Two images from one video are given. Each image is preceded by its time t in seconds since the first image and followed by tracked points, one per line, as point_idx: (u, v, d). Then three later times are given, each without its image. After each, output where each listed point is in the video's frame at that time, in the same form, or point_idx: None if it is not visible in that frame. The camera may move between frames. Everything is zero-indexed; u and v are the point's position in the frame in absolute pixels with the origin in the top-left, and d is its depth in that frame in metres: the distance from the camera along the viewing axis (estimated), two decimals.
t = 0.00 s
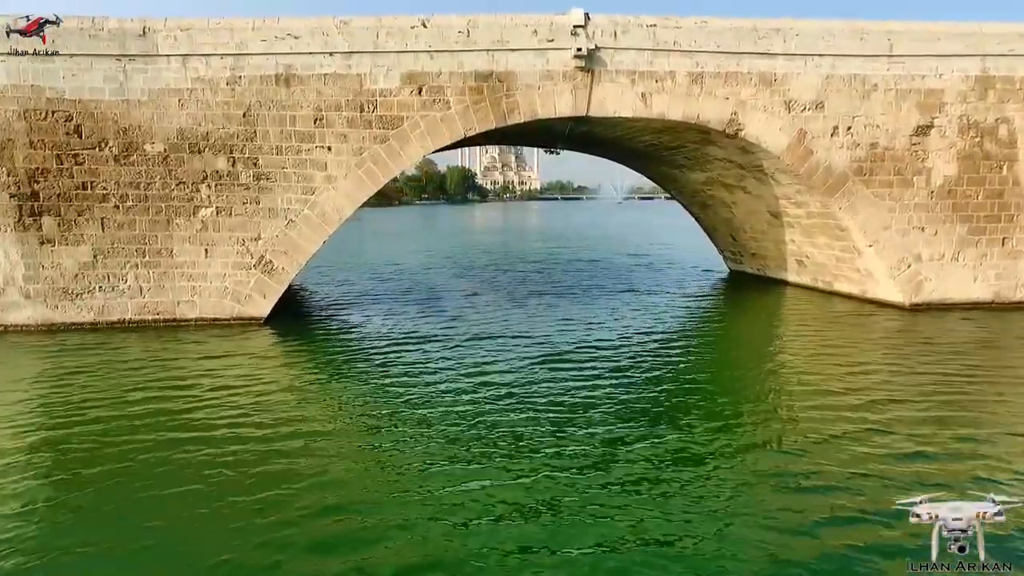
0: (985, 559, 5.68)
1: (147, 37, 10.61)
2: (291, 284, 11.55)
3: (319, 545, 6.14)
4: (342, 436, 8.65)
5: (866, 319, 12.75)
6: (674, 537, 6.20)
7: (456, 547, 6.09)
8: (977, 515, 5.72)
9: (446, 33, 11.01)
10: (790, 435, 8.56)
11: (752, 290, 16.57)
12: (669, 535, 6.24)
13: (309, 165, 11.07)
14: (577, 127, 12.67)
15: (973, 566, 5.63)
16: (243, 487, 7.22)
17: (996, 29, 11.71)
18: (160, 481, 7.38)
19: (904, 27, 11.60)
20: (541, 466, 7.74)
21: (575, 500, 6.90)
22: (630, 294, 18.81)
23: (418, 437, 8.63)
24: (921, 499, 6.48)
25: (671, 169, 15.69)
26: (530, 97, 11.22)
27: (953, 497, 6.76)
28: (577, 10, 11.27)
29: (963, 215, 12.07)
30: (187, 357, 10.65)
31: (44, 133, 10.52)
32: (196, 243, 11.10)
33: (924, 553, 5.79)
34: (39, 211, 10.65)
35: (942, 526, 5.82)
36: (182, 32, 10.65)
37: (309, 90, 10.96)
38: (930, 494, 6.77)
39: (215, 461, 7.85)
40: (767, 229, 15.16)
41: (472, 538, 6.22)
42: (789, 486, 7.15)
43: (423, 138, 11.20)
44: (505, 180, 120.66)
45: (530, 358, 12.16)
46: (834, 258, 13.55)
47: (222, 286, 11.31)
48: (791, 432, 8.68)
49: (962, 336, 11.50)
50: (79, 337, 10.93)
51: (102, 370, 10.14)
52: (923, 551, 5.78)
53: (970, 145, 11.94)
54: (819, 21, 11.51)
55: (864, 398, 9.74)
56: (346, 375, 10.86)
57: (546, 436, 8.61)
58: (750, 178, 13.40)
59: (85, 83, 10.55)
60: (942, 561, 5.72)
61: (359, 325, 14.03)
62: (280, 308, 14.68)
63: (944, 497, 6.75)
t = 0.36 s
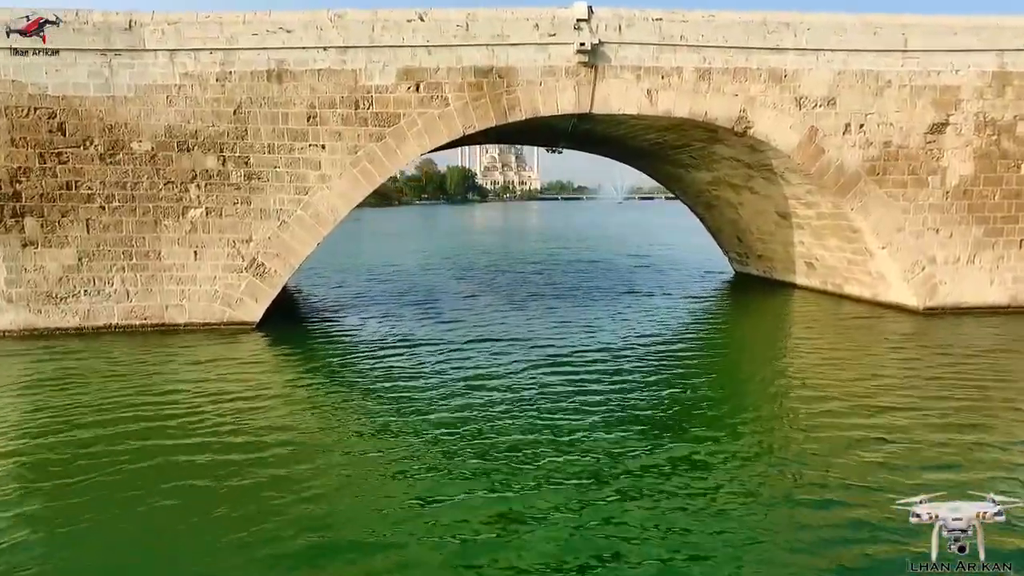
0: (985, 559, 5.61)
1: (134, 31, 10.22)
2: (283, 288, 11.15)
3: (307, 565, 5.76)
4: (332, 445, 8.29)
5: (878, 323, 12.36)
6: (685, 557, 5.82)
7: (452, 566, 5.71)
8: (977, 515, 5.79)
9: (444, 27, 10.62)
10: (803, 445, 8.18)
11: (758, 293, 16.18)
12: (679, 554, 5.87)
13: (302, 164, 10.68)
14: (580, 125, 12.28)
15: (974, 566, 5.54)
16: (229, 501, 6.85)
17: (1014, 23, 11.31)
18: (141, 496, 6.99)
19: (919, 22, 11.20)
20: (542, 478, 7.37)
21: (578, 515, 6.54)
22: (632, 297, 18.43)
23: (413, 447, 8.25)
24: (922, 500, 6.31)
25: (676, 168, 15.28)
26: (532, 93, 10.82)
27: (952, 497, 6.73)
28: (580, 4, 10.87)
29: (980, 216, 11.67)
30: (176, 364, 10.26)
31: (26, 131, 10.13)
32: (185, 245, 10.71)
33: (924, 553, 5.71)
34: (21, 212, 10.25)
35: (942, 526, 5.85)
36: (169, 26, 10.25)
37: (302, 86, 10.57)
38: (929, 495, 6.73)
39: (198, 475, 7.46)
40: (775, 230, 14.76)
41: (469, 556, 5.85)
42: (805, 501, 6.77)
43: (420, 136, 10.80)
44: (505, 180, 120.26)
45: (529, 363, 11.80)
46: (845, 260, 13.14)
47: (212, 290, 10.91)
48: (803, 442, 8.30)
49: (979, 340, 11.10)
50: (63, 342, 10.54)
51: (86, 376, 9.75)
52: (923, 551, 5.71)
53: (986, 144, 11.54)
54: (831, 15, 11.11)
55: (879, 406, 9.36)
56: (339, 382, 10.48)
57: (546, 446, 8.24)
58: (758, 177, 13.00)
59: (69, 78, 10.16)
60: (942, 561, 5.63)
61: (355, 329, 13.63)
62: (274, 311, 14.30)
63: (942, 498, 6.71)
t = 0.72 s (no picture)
0: (985, 558, 5.65)
1: (119, 25, 9.81)
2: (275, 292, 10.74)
3: None
4: (325, 457, 7.89)
5: (891, 327, 11.95)
6: None
7: None
8: (976, 515, 5.99)
9: (442, 20, 10.20)
10: (819, 458, 7.78)
11: (765, 296, 15.76)
12: None
13: (294, 163, 10.28)
14: (583, 123, 11.86)
15: (974, 565, 5.60)
16: (214, 520, 6.47)
17: None
18: (120, 513, 6.60)
19: (936, 14, 10.78)
20: (545, 494, 6.97)
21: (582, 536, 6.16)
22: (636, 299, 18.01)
23: (408, 459, 7.85)
24: (922, 500, 6.47)
25: (681, 167, 14.86)
26: (534, 89, 10.41)
27: (951, 497, 6.77)
28: None
29: (998, 217, 11.27)
30: (162, 371, 9.84)
31: (6, 128, 9.72)
32: (173, 247, 10.30)
33: (923, 553, 5.78)
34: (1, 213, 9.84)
35: (942, 526, 6.03)
36: (156, 19, 9.84)
37: (294, 81, 10.16)
38: (929, 495, 6.77)
39: (181, 490, 7.06)
40: (783, 231, 14.33)
41: None
42: (825, 520, 6.37)
43: (418, 133, 10.38)
44: (505, 180, 119.78)
45: (530, 369, 11.40)
46: (857, 262, 12.73)
47: (200, 294, 10.49)
48: (818, 454, 7.89)
49: (998, 345, 10.69)
50: (45, 348, 10.12)
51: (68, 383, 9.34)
52: (922, 551, 5.76)
53: (1005, 142, 11.13)
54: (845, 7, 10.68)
55: (896, 415, 8.96)
56: (332, 389, 10.08)
57: (549, 458, 7.84)
58: (767, 176, 12.59)
59: (51, 73, 9.75)
60: (941, 561, 5.69)
61: (350, 334, 13.21)
62: (266, 314, 13.86)
63: (942, 497, 6.75)
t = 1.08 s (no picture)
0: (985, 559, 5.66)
1: (102, 17, 9.40)
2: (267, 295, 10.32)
3: None
4: (316, 470, 7.49)
5: (906, 331, 11.54)
6: None
7: None
8: (977, 515, 5.82)
9: (440, 13, 9.79)
10: (835, 470, 7.40)
11: (773, 299, 15.34)
12: None
13: (286, 162, 9.87)
14: (586, 119, 11.44)
15: (974, 567, 5.61)
16: (195, 539, 6.07)
17: None
18: (96, 531, 6.20)
19: (954, 7, 10.36)
20: (547, 511, 6.59)
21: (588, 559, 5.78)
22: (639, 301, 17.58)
23: (403, 473, 7.46)
24: (922, 500, 6.38)
25: (687, 166, 14.44)
26: (536, 84, 9.99)
27: (951, 496, 6.73)
28: None
29: (1017, 217, 10.86)
30: (147, 378, 9.44)
31: None
32: (160, 249, 9.89)
33: (924, 552, 5.77)
34: None
35: (942, 525, 5.92)
36: (140, 11, 9.43)
37: (285, 76, 9.75)
38: (930, 494, 6.73)
39: (162, 506, 6.66)
40: (792, 231, 13.91)
41: None
42: (848, 542, 5.96)
43: (415, 131, 9.96)
44: (505, 180, 119.35)
45: (530, 375, 11.01)
46: (869, 264, 12.32)
47: (188, 298, 10.07)
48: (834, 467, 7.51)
49: (1019, 351, 10.28)
50: (26, 354, 9.72)
51: (48, 390, 8.94)
52: (922, 551, 5.76)
53: None
54: None
55: (914, 424, 8.56)
56: (326, 397, 9.67)
57: (551, 472, 7.45)
58: (776, 175, 12.18)
59: (31, 68, 9.35)
60: (941, 561, 5.70)
61: (344, 339, 12.79)
62: (258, 318, 13.42)
63: (942, 497, 6.71)
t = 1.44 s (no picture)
0: (986, 558, 5.55)
1: (83, 7, 8.99)
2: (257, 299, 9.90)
3: None
4: (308, 480, 7.12)
5: (921, 335, 11.12)
6: None
7: None
8: (977, 515, 5.81)
9: (438, 3, 9.37)
10: (855, 480, 7.04)
11: (781, 301, 14.92)
12: None
13: (277, 159, 9.45)
14: (589, 116, 11.03)
15: (975, 566, 5.51)
16: (174, 558, 5.68)
17: None
18: (68, 549, 5.80)
19: None
20: (554, 526, 6.20)
21: None
22: (642, 303, 17.15)
23: (401, 483, 7.10)
24: (923, 500, 6.27)
25: (693, 164, 14.02)
26: (538, 78, 9.57)
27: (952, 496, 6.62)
28: None
29: None
30: (132, 384, 9.03)
31: None
32: (145, 251, 9.47)
33: (923, 553, 5.68)
34: None
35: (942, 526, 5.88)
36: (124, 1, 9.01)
37: (276, 70, 9.33)
38: (931, 495, 6.63)
39: (141, 521, 6.26)
40: (801, 232, 13.50)
41: None
42: (873, 564, 5.56)
43: (411, 127, 9.54)
44: (505, 180, 118.93)
45: (531, 379, 10.65)
46: (883, 266, 11.89)
47: (174, 302, 9.64)
48: (853, 476, 7.15)
49: None
50: (5, 360, 9.30)
51: (27, 398, 8.52)
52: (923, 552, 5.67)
53: None
54: None
55: (933, 430, 8.20)
56: (317, 404, 9.25)
57: (556, 482, 7.09)
58: (786, 174, 11.76)
59: (9, 61, 8.94)
60: (941, 561, 5.61)
61: (339, 343, 12.36)
62: (249, 321, 12.98)
63: (943, 497, 6.62)
